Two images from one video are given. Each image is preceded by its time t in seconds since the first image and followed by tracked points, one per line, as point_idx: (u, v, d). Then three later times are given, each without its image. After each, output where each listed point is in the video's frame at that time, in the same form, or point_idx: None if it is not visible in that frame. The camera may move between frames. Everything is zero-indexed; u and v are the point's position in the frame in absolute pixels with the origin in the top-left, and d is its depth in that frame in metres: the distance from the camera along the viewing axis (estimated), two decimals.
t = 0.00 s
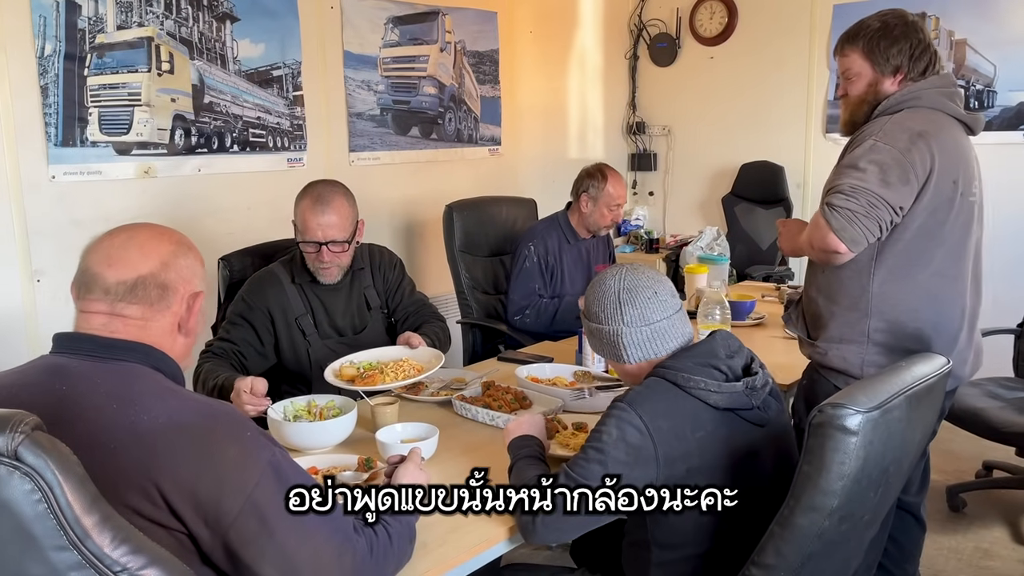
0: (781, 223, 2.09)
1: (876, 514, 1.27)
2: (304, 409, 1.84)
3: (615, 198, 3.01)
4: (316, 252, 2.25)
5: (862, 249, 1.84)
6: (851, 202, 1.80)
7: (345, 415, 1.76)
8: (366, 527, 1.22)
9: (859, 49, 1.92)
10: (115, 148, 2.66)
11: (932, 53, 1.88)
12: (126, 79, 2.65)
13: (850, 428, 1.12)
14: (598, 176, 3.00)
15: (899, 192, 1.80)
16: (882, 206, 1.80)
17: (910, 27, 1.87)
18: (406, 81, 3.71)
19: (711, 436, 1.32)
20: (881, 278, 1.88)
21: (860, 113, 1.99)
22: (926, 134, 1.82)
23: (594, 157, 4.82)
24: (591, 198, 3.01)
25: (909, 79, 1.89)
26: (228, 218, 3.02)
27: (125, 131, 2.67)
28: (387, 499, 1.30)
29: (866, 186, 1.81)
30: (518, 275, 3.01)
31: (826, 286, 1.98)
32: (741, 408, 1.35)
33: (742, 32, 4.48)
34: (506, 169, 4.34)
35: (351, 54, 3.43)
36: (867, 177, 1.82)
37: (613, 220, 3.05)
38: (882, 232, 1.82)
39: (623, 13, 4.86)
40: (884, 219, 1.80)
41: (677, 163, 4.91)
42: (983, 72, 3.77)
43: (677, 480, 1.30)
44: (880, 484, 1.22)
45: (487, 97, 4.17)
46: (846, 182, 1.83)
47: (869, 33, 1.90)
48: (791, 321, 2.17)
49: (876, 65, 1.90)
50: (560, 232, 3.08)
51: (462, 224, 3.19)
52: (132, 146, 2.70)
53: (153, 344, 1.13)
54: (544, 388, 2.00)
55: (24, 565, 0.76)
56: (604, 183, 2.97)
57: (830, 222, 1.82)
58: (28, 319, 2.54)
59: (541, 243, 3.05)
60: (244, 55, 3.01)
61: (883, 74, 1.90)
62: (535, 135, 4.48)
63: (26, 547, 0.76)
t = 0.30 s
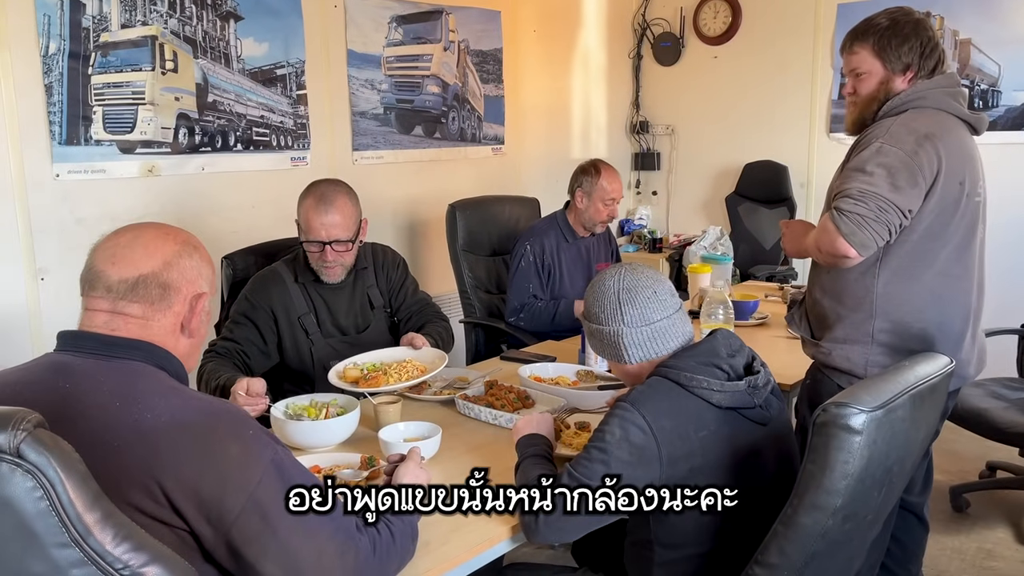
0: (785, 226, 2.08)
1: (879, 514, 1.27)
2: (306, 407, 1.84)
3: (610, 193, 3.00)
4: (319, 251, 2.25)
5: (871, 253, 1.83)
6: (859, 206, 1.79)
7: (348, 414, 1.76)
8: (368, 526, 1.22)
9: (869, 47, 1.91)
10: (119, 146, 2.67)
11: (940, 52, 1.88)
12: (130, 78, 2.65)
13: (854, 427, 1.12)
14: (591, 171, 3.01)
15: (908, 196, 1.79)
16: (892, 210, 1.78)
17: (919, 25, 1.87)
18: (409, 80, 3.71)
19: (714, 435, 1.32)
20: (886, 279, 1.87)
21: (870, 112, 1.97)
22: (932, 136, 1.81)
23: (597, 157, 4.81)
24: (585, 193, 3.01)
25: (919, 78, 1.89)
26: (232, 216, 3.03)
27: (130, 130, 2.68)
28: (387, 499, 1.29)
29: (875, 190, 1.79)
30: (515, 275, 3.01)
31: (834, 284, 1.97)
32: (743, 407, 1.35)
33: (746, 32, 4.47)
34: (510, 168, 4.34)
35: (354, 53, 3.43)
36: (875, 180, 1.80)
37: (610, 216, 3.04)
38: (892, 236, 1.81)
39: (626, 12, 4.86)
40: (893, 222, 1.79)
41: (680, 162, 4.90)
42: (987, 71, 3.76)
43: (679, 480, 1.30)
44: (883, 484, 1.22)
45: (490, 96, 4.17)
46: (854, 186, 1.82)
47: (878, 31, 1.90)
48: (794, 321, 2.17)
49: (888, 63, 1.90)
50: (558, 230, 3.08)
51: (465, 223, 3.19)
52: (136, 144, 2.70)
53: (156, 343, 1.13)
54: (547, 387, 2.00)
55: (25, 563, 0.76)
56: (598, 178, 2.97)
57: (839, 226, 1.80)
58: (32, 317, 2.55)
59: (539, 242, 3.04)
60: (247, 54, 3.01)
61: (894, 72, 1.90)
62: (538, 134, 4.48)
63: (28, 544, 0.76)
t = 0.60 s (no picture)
0: (791, 227, 2.08)
1: (885, 514, 1.26)
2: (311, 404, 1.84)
3: (608, 187, 3.03)
4: (325, 250, 2.25)
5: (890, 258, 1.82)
6: (880, 211, 1.78)
7: (353, 412, 1.76)
8: (374, 525, 1.22)
9: (876, 47, 1.89)
10: (123, 145, 2.67)
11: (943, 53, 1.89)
12: (135, 77, 2.65)
13: (862, 426, 1.12)
14: (587, 167, 3.05)
15: (927, 201, 1.79)
16: (912, 215, 1.78)
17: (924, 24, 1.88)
18: (413, 79, 3.71)
19: (718, 432, 1.32)
20: (899, 282, 1.87)
21: (879, 113, 1.96)
22: (949, 141, 1.82)
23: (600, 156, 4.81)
24: (582, 189, 3.04)
25: (926, 77, 1.89)
26: (236, 215, 3.03)
27: (134, 128, 2.68)
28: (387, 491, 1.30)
29: (896, 196, 1.79)
30: (521, 275, 3.00)
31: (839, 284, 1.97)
32: (746, 405, 1.35)
33: (750, 31, 4.47)
34: (513, 167, 4.34)
35: (358, 52, 3.43)
36: (896, 185, 1.80)
37: (610, 209, 3.05)
38: (910, 241, 1.80)
39: (630, 11, 4.86)
40: (912, 227, 1.79)
41: (684, 162, 4.89)
42: (992, 71, 3.75)
43: (683, 479, 1.30)
44: (890, 484, 1.22)
45: (493, 95, 4.17)
46: (874, 191, 1.81)
47: (884, 31, 1.88)
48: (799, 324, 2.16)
49: (896, 62, 1.89)
50: (560, 229, 3.08)
51: (468, 222, 3.20)
52: (141, 143, 2.70)
53: (161, 341, 1.13)
54: (550, 386, 2.00)
55: (32, 560, 0.77)
56: (594, 172, 3.01)
57: (860, 231, 1.79)
58: (36, 315, 2.55)
59: (542, 241, 3.04)
60: (252, 52, 3.01)
61: (902, 71, 1.89)
62: (542, 134, 4.48)
63: (35, 541, 0.76)
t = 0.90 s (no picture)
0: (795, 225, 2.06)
1: (887, 512, 1.27)
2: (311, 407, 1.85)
3: (597, 180, 3.02)
4: (329, 248, 2.25)
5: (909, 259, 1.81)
6: (906, 212, 1.76)
7: (354, 411, 1.76)
8: (375, 523, 1.22)
9: (880, 46, 1.88)
10: (125, 143, 2.67)
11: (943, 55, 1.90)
12: (137, 75, 2.65)
13: (865, 426, 1.12)
14: (576, 162, 3.07)
15: (950, 201, 1.78)
16: (935, 216, 1.77)
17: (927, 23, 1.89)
18: (415, 78, 3.71)
19: (721, 429, 1.32)
20: (911, 282, 1.87)
21: (881, 114, 1.94)
22: (965, 141, 1.82)
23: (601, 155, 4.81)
24: (570, 184, 3.04)
25: (928, 78, 1.89)
26: (238, 213, 3.03)
27: (136, 127, 2.68)
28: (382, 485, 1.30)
29: (919, 197, 1.77)
30: (525, 275, 2.99)
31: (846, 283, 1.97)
32: (749, 402, 1.36)
33: (752, 30, 4.46)
34: (515, 165, 4.34)
35: (361, 50, 3.43)
36: (919, 185, 1.78)
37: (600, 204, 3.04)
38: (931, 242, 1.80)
39: (632, 10, 4.85)
40: (934, 227, 1.78)
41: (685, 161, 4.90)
42: (995, 70, 3.75)
43: (684, 476, 1.31)
44: (891, 483, 1.22)
45: (495, 93, 4.17)
46: (897, 192, 1.78)
47: (888, 29, 1.88)
48: (802, 325, 2.15)
49: (899, 62, 1.88)
50: (558, 226, 3.08)
51: (470, 221, 3.20)
52: (143, 141, 2.71)
53: (163, 339, 1.13)
54: (552, 384, 2.00)
55: (35, 558, 0.77)
56: (582, 165, 3.02)
57: (885, 233, 1.75)
58: (38, 313, 2.55)
59: (542, 238, 3.03)
60: (254, 51, 3.01)
61: (905, 71, 1.88)
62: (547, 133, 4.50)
63: (38, 539, 0.77)
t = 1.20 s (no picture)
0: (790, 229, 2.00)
1: (891, 510, 1.27)
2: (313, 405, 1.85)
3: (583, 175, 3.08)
4: (333, 243, 2.25)
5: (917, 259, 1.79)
6: (918, 213, 1.74)
7: (356, 408, 1.76)
8: (377, 521, 1.21)
9: (866, 42, 1.89)
10: (127, 140, 2.67)
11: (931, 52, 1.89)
12: (139, 72, 2.65)
13: (870, 423, 1.12)
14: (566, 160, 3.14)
15: (956, 200, 1.78)
16: (944, 215, 1.76)
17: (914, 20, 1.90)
18: (417, 76, 3.71)
19: (726, 426, 1.31)
20: (908, 281, 1.86)
21: (869, 111, 1.94)
22: (964, 138, 1.82)
23: (603, 153, 4.81)
24: (562, 178, 3.11)
25: (914, 75, 1.89)
26: (240, 211, 3.03)
27: (138, 124, 2.68)
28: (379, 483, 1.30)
29: (928, 196, 1.76)
30: (518, 271, 3.01)
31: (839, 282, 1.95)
32: (754, 399, 1.36)
33: (755, 28, 4.45)
34: (517, 163, 4.34)
35: (362, 48, 3.43)
36: (926, 185, 1.77)
37: (587, 198, 3.07)
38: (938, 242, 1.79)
39: (634, 7, 4.85)
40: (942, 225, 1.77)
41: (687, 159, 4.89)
42: (997, 68, 3.74)
43: (688, 474, 1.31)
44: (895, 481, 1.22)
45: (497, 91, 4.17)
46: (906, 192, 1.76)
47: (875, 26, 1.88)
48: (794, 327, 2.14)
49: (885, 59, 1.88)
50: (556, 224, 3.09)
51: (471, 219, 3.19)
52: (145, 138, 2.71)
53: (165, 336, 1.13)
54: (555, 382, 2.00)
55: (37, 554, 0.77)
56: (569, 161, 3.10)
57: (899, 234, 1.72)
58: (40, 310, 2.55)
59: (537, 237, 3.06)
60: (256, 48, 3.01)
61: (891, 68, 1.88)
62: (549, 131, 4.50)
63: (41, 535, 0.77)
